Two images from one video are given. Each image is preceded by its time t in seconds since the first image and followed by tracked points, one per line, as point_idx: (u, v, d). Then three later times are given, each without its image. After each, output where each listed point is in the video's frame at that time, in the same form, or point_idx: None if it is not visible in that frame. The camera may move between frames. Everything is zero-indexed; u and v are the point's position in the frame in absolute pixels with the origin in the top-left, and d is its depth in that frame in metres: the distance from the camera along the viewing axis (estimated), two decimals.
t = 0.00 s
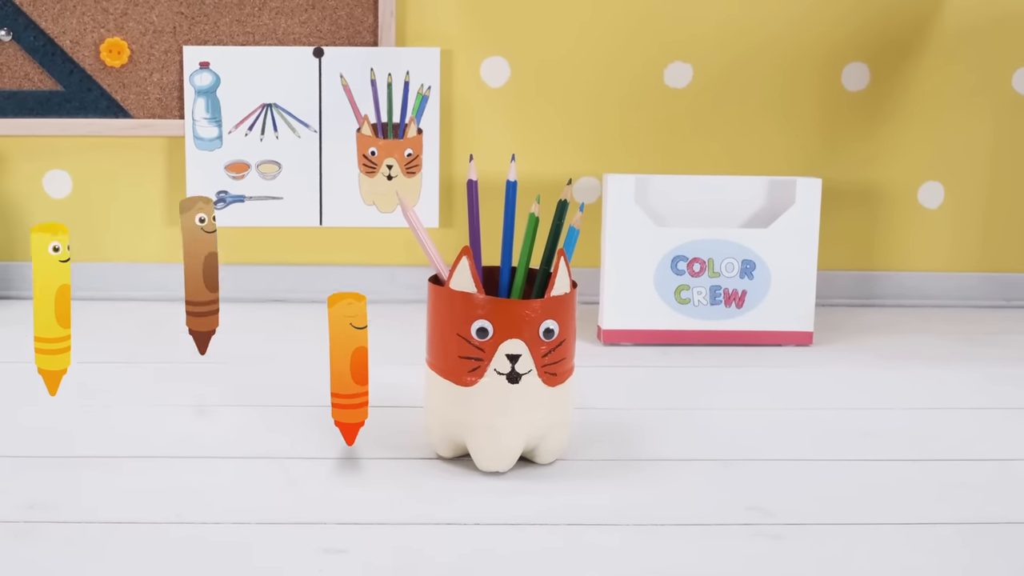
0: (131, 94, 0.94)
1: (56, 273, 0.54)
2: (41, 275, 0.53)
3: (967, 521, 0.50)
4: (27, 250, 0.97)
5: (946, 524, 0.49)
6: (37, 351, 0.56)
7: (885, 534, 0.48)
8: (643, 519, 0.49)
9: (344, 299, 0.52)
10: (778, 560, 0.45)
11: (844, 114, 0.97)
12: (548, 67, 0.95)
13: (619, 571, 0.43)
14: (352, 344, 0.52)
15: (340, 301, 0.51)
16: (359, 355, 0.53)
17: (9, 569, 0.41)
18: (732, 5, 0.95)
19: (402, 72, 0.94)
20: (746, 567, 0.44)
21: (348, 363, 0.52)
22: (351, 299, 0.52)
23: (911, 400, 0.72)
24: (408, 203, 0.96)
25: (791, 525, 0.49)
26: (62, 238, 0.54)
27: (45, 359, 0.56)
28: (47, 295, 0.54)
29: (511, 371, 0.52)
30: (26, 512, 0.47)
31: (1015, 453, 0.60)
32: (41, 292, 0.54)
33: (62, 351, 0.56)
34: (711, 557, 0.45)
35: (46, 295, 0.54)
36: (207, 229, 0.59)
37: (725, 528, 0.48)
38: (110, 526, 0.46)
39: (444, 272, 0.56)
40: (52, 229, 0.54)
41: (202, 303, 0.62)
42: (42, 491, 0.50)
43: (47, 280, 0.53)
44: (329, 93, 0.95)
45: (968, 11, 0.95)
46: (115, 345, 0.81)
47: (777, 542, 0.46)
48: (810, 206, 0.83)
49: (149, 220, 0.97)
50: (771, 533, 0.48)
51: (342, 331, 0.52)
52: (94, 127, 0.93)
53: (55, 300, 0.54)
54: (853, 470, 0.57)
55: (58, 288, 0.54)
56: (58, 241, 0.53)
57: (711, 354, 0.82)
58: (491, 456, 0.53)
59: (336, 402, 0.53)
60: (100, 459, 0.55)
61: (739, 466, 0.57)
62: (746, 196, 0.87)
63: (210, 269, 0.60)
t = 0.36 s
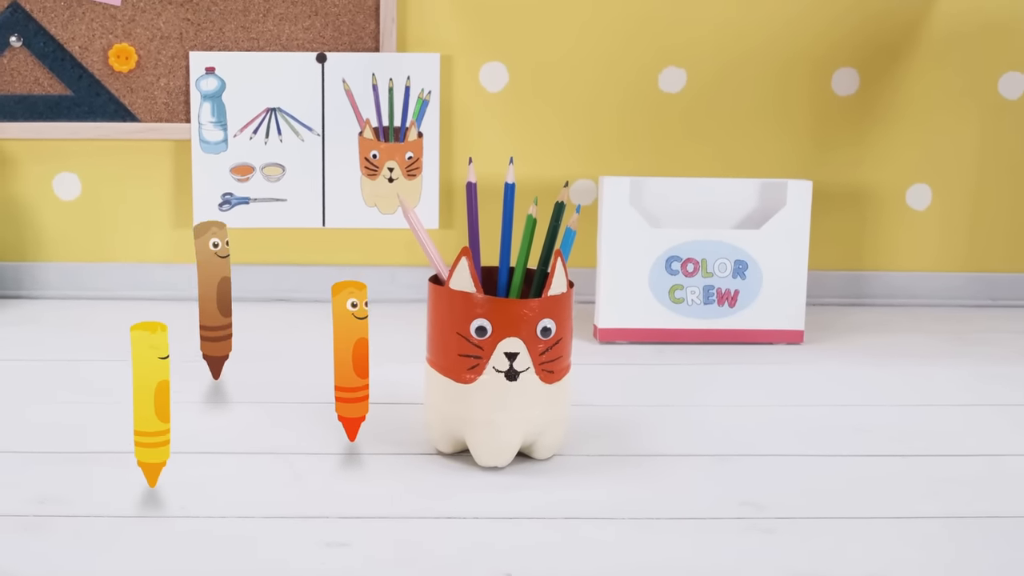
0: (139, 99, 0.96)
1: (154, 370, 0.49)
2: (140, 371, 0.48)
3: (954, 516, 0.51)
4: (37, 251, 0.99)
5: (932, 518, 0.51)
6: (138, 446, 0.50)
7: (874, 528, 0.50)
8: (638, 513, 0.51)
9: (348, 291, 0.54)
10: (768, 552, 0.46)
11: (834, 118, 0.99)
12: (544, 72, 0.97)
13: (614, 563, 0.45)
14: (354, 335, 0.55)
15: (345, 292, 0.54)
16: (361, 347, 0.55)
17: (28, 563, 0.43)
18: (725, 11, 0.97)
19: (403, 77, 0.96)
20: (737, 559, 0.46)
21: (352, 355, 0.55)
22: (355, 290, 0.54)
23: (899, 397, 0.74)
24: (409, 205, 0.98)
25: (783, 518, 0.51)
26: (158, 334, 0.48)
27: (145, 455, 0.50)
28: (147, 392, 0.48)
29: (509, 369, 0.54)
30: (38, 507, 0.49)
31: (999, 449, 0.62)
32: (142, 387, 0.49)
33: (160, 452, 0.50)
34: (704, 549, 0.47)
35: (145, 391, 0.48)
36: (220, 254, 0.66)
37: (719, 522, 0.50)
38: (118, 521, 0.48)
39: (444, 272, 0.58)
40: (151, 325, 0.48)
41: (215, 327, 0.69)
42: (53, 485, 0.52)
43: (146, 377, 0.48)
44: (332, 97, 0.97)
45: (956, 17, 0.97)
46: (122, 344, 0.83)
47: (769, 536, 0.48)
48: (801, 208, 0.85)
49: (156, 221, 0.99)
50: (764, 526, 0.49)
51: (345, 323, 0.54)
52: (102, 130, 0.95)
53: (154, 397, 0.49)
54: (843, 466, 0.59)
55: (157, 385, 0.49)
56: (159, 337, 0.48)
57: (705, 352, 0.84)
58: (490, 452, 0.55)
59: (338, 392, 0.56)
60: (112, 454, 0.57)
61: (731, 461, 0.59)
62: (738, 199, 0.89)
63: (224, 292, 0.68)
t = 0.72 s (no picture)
0: (147, 103, 0.98)
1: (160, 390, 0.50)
2: (147, 392, 0.50)
3: (941, 510, 0.54)
4: (48, 252, 1.01)
5: (920, 512, 0.53)
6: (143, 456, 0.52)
7: (861, 521, 0.52)
8: (633, 507, 0.53)
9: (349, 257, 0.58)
10: (759, 545, 0.49)
11: (824, 123, 1.01)
12: (540, 78, 1.00)
13: (610, 555, 0.47)
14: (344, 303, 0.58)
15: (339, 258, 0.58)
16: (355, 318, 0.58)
17: (35, 554, 0.45)
18: (717, 18, 0.99)
19: (404, 82, 0.98)
20: (729, 551, 0.48)
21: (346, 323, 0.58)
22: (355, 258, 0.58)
23: (888, 394, 0.76)
24: (410, 207, 1.00)
25: (774, 512, 0.53)
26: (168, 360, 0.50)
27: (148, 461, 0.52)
28: (154, 408, 0.50)
29: (507, 366, 0.56)
30: (48, 501, 0.52)
31: (983, 445, 0.65)
32: (149, 405, 0.50)
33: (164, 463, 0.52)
34: (697, 542, 0.49)
35: (151, 409, 0.50)
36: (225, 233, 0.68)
37: (712, 515, 0.52)
38: (124, 515, 0.50)
39: (444, 272, 0.61)
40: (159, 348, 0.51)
41: (222, 307, 0.71)
42: (63, 480, 0.54)
43: (153, 395, 0.50)
44: (335, 102, 0.99)
45: (944, 23, 0.99)
46: (131, 342, 0.85)
47: (761, 529, 0.51)
48: (792, 211, 0.88)
49: (163, 222, 1.01)
50: (756, 520, 0.52)
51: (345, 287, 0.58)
52: (110, 134, 0.97)
53: (161, 415, 0.51)
54: (833, 462, 0.61)
55: (163, 404, 0.50)
56: (167, 362, 0.50)
57: (698, 350, 0.86)
58: (488, 447, 0.57)
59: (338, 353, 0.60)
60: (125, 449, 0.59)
61: (723, 456, 0.61)
62: (731, 201, 0.91)
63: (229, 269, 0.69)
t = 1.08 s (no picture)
0: (154, 108, 1.00)
1: (169, 354, 0.51)
2: (158, 360, 0.51)
3: (927, 504, 0.56)
4: (58, 252, 1.03)
5: (907, 506, 0.55)
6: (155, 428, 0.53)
7: (849, 515, 0.54)
8: (628, 501, 0.55)
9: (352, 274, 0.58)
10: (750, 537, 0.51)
11: (814, 127, 1.03)
12: (537, 83, 1.02)
13: (606, 547, 0.49)
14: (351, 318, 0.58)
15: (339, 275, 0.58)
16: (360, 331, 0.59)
17: (44, 547, 0.47)
18: (710, 25, 1.01)
19: (405, 87, 1.01)
20: (721, 543, 0.50)
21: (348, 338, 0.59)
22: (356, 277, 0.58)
23: (876, 390, 0.78)
24: (410, 209, 1.02)
25: (764, 506, 0.55)
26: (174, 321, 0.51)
27: (161, 434, 0.53)
28: (167, 378, 0.51)
29: (506, 364, 0.58)
30: (59, 495, 0.54)
31: (967, 441, 0.67)
32: (160, 373, 0.51)
33: (174, 427, 0.54)
34: (689, 535, 0.51)
35: (165, 376, 0.51)
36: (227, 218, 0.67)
37: (704, 509, 0.54)
38: (133, 509, 0.52)
39: (444, 272, 0.63)
40: (166, 309, 0.51)
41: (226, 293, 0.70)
42: (73, 476, 0.57)
43: (166, 361, 0.51)
44: (338, 106, 1.01)
45: (932, 30, 1.02)
46: (139, 340, 0.88)
47: (751, 522, 0.53)
48: (783, 211, 0.90)
49: (170, 224, 1.03)
50: (747, 514, 0.54)
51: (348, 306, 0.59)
52: (119, 137, 1.00)
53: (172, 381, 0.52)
54: (822, 456, 0.63)
55: (174, 370, 0.52)
56: (179, 322, 0.51)
57: (691, 348, 0.89)
58: (487, 442, 0.59)
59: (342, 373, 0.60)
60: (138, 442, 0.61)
61: (715, 452, 0.64)
62: (723, 203, 0.93)
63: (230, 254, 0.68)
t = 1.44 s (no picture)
0: (162, 112, 1.03)
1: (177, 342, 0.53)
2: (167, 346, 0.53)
3: (914, 498, 0.58)
4: (68, 253, 1.06)
5: (894, 499, 0.57)
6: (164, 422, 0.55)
7: (838, 508, 0.56)
8: (623, 495, 0.57)
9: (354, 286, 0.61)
10: (742, 530, 0.53)
11: (804, 131, 1.06)
12: (535, 89, 1.05)
13: (603, 539, 0.51)
14: (363, 330, 0.61)
15: (343, 292, 0.60)
16: (367, 342, 0.62)
17: (54, 539, 0.49)
18: (702, 32, 1.04)
19: (407, 91, 1.03)
20: (713, 536, 0.52)
21: (349, 345, 0.62)
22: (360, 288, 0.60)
23: (864, 387, 0.80)
24: (411, 211, 1.05)
25: (756, 500, 0.57)
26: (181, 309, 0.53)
27: (170, 433, 0.55)
28: (174, 366, 0.53)
29: (504, 361, 0.61)
30: (69, 489, 0.56)
31: (953, 436, 0.69)
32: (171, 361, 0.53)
33: (181, 424, 0.56)
34: (681, 528, 0.53)
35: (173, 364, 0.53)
36: (234, 257, 0.72)
37: (698, 503, 0.56)
38: (140, 501, 0.54)
39: (444, 272, 0.65)
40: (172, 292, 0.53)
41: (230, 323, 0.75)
42: (84, 470, 0.59)
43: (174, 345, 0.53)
44: (340, 111, 1.03)
45: (919, 36, 1.04)
46: (149, 338, 0.90)
47: (743, 515, 0.55)
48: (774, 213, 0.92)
49: (177, 225, 1.06)
50: (740, 508, 0.56)
51: (350, 317, 0.61)
52: (128, 141, 1.03)
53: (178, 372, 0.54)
54: (809, 452, 0.65)
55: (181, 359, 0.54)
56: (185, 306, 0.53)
57: (685, 346, 0.91)
58: (485, 438, 0.62)
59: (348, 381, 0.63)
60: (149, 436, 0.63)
61: (708, 447, 0.66)
62: (715, 204, 0.96)
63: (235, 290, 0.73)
